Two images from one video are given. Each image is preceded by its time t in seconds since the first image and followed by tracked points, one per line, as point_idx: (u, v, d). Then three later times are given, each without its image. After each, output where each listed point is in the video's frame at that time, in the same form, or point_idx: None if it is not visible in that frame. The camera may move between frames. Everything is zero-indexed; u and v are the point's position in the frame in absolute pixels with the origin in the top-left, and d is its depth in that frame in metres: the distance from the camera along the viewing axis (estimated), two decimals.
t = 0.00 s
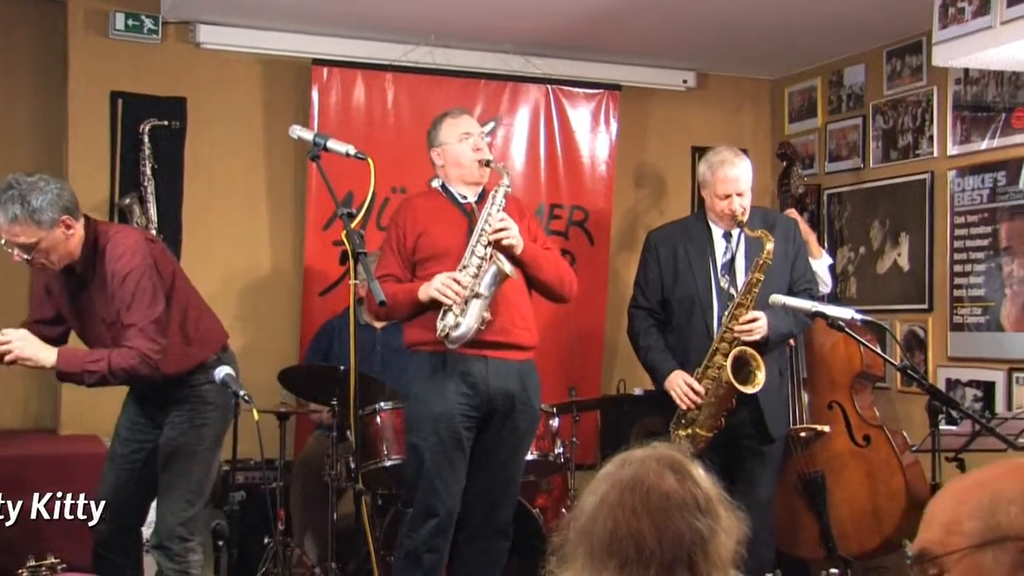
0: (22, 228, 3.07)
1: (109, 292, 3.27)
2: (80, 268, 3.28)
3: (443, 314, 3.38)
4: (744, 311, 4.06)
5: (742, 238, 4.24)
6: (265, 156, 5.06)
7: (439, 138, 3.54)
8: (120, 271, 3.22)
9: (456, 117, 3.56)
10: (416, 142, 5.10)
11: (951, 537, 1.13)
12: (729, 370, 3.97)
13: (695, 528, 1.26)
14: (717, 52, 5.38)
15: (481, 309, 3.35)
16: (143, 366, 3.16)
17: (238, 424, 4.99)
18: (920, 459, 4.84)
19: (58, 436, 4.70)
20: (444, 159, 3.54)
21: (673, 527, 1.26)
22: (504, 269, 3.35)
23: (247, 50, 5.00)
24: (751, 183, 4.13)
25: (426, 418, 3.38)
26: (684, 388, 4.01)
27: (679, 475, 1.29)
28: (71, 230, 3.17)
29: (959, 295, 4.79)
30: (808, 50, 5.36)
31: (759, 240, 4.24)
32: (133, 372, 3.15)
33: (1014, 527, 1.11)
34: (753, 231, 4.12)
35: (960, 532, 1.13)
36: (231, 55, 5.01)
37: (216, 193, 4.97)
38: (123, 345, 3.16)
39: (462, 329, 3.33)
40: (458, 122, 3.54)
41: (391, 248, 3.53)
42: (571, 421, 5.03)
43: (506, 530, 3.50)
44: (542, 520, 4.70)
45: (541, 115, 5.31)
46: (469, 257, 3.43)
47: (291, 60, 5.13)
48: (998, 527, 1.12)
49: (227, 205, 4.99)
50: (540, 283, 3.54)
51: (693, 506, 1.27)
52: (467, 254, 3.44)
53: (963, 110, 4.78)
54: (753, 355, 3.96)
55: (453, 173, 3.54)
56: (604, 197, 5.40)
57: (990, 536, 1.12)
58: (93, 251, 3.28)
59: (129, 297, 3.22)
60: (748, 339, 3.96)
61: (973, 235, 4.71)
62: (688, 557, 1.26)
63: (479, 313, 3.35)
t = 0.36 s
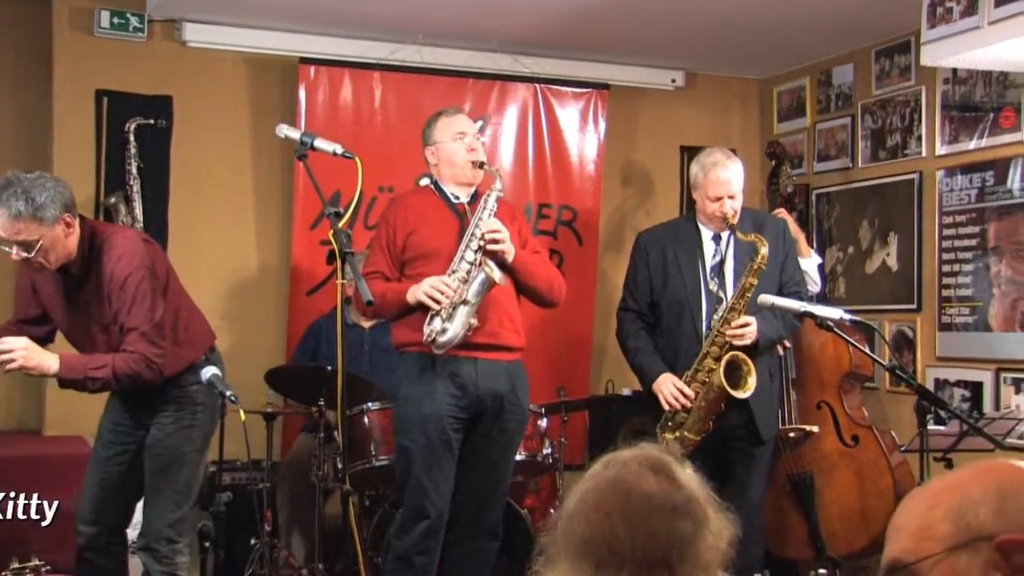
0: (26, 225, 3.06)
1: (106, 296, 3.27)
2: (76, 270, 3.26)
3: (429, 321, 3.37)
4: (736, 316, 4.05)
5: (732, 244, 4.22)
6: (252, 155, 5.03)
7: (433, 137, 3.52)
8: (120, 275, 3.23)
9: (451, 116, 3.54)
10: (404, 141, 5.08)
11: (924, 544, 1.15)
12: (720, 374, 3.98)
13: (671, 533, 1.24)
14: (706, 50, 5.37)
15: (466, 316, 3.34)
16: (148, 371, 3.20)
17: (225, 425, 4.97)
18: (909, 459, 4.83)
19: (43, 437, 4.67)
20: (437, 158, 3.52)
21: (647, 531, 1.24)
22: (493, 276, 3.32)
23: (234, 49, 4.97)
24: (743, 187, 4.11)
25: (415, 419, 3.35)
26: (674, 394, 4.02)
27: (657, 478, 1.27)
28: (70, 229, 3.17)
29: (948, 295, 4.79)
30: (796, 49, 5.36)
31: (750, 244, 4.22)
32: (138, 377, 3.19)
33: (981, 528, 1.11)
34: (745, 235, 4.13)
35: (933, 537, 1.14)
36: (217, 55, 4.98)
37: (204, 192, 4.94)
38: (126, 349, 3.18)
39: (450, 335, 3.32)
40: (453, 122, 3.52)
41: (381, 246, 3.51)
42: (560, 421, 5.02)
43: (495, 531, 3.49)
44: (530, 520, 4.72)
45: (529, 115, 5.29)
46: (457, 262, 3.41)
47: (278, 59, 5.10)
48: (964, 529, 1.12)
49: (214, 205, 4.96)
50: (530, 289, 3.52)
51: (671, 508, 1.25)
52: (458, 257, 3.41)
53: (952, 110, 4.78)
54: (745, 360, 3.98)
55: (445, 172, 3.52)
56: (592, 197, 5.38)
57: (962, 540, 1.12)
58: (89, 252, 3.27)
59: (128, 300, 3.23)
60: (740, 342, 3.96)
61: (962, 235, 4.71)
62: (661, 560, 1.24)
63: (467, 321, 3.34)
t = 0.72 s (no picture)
0: (16, 217, 3.04)
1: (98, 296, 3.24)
2: (63, 267, 3.23)
3: (404, 330, 3.34)
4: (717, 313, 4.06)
5: (716, 241, 4.21)
6: (234, 154, 4.98)
7: (432, 133, 3.49)
8: (115, 274, 3.21)
9: (453, 116, 3.51)
10: (387, 140, 5.05)
11: (902, 551, 1.18)
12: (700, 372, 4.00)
13: (629, 529, 1.35)
14: (690, 50, 5.36)
15: (441, 334, 3.32)
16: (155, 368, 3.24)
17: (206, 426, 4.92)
18: (893, 459, 4.83)
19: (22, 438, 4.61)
20: (434, 156, 3.49)
21: (600, 528, 1.36)
22: (476, 301, 3.32)
23: (216, 47, 4.93)
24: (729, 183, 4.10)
25: (394, 421, 3.32)
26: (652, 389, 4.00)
27: (628, 478, 1.39)
28: (59, 223, 3.16)
29: (932, 295, 4.80)
30: (780, 49, 5.35)
31: (733, 241, 4.19)
32: (146, 376, 3.23)
33: (958, 533, 1.15)
34: (731, 233, 4.10)
35: (908, 544, 1.18)
36: (199, 52, 4.93)
37: (186, 191, 4.90)
38: (130, 350, 3.21)
39: (423, 350, 3.30)
40: (454, 122, 3.50)
41: (364, 242, 3.48)
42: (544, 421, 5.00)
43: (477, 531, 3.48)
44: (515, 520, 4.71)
45: (513, 114, 5.27)
46: (440, 277, 3.38)
47: (260, 57, 5.05)
48: (941, 534, 1.16)
49: (196, 204, 4.91)
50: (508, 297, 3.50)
51: (635, 507, 1.36)
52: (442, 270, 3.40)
53: (936, 110, 4.79)
54: (725, 356, 3.98)
55: (439, 173, 3.50)
56: (576, 196, 5.36)
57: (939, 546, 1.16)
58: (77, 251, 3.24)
59: (125, 299, 3.22)
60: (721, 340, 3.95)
61: (946, 235, 4.73)
62: (619, 555, 1.35)
63: (439, 339, 3.32)
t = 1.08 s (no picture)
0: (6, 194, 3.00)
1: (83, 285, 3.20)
2: (48, 253, 3.18)
3: (390, 329, 3.31)
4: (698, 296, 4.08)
5: (695, 234, 4.20)
6: (211, 152, 4.92)
7: (408, 128, 3.46)
8: (102, 262, 3.18)
9: (430, 109, 3.48)
10: (367, 139, 5.01)
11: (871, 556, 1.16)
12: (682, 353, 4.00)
13: (608, 530, 1.41)
14: (671, 50, 5.35)
15: (430, 333, 3.32)
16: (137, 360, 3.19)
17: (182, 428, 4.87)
18: (874, 460, 4.83)
19: None
20: (410, 150, 3.45)
21: (577, 530, 1.41)
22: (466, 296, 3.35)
23: (193, 45, 4.87)
24: (705, 175, 4.12)
25: (369, 422, 3.29)
26: (633, 376, 3.98)
27: (611, 480, 1.44)
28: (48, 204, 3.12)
29: (913, 296, 4.80)
30: (762, 49, 5.34)
31: (712, 227, 4.19)
32: (127, 367, 3.17)
33: (923, 537, 1.13)
34: (708, 219, 4.11)
35: (878, 547, 1.16)
36: (175, 50, 4.87)
37: (163, 189, 4.85)
38: (114, 340, 3.16)
39: (413, 348, 3.29)
40: (430, 116, 3.47)
41: (338, 238, 3.43)
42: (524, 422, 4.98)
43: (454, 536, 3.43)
44: (495, 523, 4.70)
45: (494, 114, 5.24)
46: (425, 272, 3.38)
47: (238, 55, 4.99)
48: (907, 538, 1.14)
49: (172, 203, 4.86)
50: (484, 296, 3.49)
51: (614, 509, 1.42)
52: (426, 267, 3.39)
53: (917, 110, 4.79)
54: (707, 336, 3.98)
55: (415, 167, 3.46)
56: (557, 196, 5.33)
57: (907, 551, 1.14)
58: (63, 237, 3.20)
59: (111, 287, 3.19)
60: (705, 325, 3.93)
61: (926, 235, 4.73)
62: (599, 555, 1.41)
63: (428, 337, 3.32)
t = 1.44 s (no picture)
0: (8, 174, 3.08)
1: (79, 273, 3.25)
2: (42, 241, 3.23)
3: (380, 331, 3.37)
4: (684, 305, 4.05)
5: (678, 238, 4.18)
6: (189, 151, 4.87)
7: (358, 122, 3.49)
8: (98, 250, 3.25)
9: (377, 103, 3.54)
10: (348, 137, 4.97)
11: (895, 558, 1.23)
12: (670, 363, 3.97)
13: (590, 531, 1.47)
14: (655, 48, 5.32)
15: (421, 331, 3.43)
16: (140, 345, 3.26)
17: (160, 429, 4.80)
18: (858, 460, 4.81)
19: None
20: (361, 144, 3.49)
21: (560, 531, 1.47)
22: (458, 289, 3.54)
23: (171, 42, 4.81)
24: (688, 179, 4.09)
25: (353, 428, 3.29)
26: (617, 383, 3.95)
27: (594, 482, 1.50)
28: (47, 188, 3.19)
29: (897, 296, 4.79)
30: (745, 47, 5.32)
31: (698, 234, 4.16)
32: (130, 353, 3.23)
33: (932, 536, 1.20)
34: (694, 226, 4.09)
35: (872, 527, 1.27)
36: (153, 47, 4.81)
37: (142, 189, 4.79)
38: (117, 326, 3.23)
39: (409, 348, 3.37)
40: (379, 109, 3.52)
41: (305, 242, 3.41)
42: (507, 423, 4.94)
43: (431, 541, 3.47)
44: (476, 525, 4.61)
45: (476, 113, 5.20)
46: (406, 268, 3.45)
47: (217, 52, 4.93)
48: (922, 539, 1.20)
49: (151, 203, 4.81)
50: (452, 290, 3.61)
51: (598, 511, 1.48)
52: (405, 263, 3.46)
53: (900, 110, 4.78)
54: (694, 347, 3.96)
55: (369, 161, 3.50)
56: (540, 195, 5.30)
57: (922, 552, 1.20)
58: (55, 227, 3.25)
59: (108, 274, 3.26)
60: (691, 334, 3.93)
61: (910, 236, 4.72)
62: (582, 555, 1.46)
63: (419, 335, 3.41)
